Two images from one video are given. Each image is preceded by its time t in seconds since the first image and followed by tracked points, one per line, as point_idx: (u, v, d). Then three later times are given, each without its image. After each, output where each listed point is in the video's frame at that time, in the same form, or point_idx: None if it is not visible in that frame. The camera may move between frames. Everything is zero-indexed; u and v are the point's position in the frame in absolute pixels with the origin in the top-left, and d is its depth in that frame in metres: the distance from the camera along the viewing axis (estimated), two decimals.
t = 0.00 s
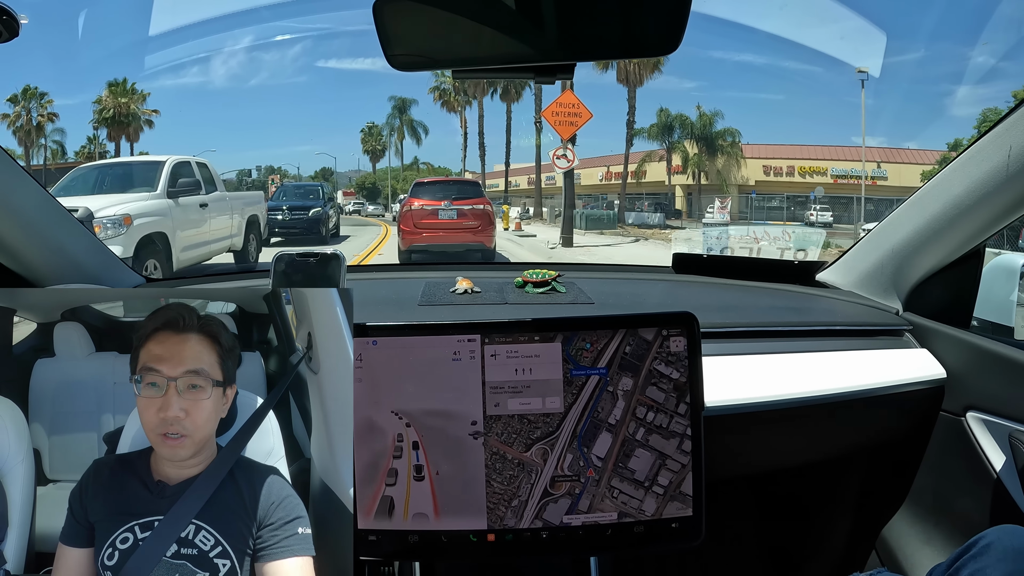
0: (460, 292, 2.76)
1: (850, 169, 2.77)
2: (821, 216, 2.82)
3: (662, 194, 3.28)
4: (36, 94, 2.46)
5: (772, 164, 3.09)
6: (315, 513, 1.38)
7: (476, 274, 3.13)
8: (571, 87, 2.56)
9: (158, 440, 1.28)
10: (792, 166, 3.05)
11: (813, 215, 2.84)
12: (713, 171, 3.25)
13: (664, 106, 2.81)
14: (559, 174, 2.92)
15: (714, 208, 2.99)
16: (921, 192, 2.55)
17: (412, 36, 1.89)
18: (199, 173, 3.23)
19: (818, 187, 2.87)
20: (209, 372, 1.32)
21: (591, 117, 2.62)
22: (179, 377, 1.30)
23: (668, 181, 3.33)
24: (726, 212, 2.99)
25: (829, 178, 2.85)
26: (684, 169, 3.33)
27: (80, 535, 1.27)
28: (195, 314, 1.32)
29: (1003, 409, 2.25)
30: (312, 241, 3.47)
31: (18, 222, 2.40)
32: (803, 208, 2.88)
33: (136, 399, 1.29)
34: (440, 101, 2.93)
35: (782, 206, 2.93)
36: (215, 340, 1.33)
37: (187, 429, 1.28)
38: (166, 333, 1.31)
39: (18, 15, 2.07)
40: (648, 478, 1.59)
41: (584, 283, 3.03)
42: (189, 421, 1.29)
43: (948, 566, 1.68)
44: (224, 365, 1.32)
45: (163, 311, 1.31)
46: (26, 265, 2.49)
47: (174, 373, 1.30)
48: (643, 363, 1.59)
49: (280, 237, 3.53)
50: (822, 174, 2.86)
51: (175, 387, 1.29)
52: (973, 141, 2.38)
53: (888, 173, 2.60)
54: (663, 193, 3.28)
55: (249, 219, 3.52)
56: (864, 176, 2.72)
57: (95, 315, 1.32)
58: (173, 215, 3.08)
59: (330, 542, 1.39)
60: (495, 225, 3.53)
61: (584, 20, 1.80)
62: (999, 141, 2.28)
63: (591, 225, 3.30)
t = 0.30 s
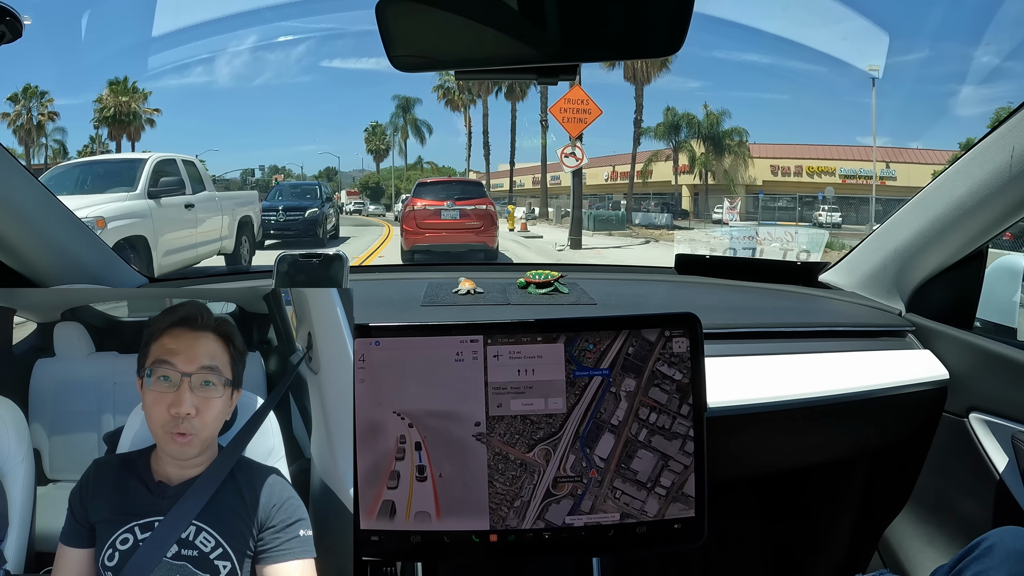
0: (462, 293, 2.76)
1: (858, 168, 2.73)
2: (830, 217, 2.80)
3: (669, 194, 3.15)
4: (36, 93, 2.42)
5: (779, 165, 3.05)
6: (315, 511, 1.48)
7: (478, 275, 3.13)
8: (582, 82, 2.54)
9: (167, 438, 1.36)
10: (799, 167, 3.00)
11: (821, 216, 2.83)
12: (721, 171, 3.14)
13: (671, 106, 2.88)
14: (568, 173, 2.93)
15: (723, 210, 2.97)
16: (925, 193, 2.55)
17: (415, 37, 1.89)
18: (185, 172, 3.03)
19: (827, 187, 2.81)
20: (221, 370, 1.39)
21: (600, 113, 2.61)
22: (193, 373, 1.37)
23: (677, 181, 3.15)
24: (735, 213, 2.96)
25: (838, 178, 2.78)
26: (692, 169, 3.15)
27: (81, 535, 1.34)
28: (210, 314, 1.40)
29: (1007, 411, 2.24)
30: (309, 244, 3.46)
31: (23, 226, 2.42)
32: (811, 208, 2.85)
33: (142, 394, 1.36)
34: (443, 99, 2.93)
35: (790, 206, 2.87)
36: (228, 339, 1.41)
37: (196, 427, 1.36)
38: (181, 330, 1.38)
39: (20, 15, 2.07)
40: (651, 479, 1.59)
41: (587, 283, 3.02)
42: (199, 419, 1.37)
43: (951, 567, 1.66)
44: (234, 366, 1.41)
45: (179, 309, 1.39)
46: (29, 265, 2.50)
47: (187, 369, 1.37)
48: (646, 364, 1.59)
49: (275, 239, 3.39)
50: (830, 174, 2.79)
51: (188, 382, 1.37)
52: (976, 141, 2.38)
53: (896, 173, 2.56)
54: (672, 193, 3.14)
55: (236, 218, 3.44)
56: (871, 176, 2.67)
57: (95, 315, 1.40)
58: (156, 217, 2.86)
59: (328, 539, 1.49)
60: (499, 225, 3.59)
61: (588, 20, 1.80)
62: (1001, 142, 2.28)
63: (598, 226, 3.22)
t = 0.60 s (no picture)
0: (465, 293, 2.76)
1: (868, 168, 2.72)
2: (839, 218, 2.76)
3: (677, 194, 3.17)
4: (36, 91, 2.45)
5: (786, 164, 3.00)
6: (314, 510, 1.52)
7: (481, 275, 3.13)
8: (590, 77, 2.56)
9: (165, 436, 1.36)
10: (808, 167, 2.94)
11: (831, 217, 2.78)
12: (727, 171, 3.06)
13: (678, 103, 2.87)
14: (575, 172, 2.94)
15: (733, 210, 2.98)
16: (928, 193, 2.54)
17: (418, 37, 1.90)
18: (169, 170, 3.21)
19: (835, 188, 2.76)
20: (224, 375, 1.38)
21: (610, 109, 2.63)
22: (196, 378, 1.36)
23: (682, 181, 3.16)
24: (744, 213, 2.97)
25: (847, 179, 2.76)
26: (699, 168, 3.12)
27: (83, 535, 1.34)
28: (217, 318, 1.40)
29: (1011, 412, 2.23)
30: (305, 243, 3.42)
31: (23, 222, 2.41)
32: (818, 208, 2.82)
33: (149, 392, 1.37)
34: (447, 98, 2.93)
35: (799, 205, 2.89)
36: (232, 345, 1.41)
37: (197, 429, 1.36)
38: (188, 334, 1.37)
39: (24, 16, 2.08)
40: (653, 480, 1.59)
41: (590, 284, 3.02)
42: (201, 422, 1.37)
43: (954, 568, 1.64)
44: (236, 373, 1.41)
45: (186, 314, 1.39)
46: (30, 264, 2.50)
47: (191, 374, 1.36)
48: (648, 364, 1.59)
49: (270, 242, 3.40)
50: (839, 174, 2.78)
51: (191, 387, 1.35)
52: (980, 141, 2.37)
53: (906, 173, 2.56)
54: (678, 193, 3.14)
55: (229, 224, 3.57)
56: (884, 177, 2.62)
57: (94, 315, 1.43)
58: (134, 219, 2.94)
59: (327, 538, 1.54)
60: (503, 224, 3.60)
61: (592, 21, 1.80)
62: (1006, 141, 2.27)
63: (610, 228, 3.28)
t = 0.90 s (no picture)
0: (468, 293, 2.77)
1: (875, 168, 2.63)
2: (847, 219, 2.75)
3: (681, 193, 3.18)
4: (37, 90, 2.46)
5: (795, 164, 2.95)
6: (314, 508, 1.52)
7: (484, 275, 3.13)
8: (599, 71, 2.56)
9: (162, 443, 1.38)
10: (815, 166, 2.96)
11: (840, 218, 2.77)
12: (734, 171, 3.04)
13: (684, 103, 2.89)
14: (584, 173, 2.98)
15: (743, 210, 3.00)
16: (931, 193, 2.54)
17: (420, 37, 1.89)
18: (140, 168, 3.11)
19: (842, 188, 2.77)
20: (219, 382, 1.40)
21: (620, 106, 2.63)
22: (190, 386, 1.38)
23: (688, 180, 3.18)
24: (753, 214, 2.99)
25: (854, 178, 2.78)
26: (705, 169, 3.13)
27: (83, 535, 1.37)
28: (210, 318, 1.42)
29: (1014, 412, 2.23)
30: (303, 245, 3.44)
31: (28, 223, 2.42)
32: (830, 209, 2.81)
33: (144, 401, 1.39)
34: (451, 97, 2.94)
35: (807, 206, 2.98)
36: (227, 347, 1.43)
37: (194, 435, 1.38)
38: (181, 340, 1.40)
39: (27, 16, 2.09)
40: (656, 480, 1.60)
41: (593, 283, 3.03)
42: (198, 429, 1.38)
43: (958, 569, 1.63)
44: (232, 376, 1.42)
45: (179, 318, 1.41)
46: (34, 263, 2.51)
47: (185, 382, 1.38)
48: (651, 364, 1.59)
49: (263, 243, 3.52)
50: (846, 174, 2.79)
51: (185, 395, 1.38)
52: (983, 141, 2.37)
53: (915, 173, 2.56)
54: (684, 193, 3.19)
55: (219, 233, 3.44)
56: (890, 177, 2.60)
57: (94, 315, 1.46)
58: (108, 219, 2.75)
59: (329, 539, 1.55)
60: (507, 224, 3.57)
61: (594, 20, 1.80)
62: (1009, 141, 2.27)
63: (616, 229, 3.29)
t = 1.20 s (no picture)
0: (470, 293, 2.76)
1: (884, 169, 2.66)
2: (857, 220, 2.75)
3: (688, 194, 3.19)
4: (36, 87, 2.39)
5: (802, 163, 3.04)
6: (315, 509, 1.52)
7: (486, 275, 3.13)
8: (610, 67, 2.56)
9: (161, 437, 1.38)
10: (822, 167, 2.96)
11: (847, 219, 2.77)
12: (740, 171, 3.17)
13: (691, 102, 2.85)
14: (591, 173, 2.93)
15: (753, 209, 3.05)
16: (934, 193, 2.53)
17: (422, 37, 1.89)
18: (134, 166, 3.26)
19: (854, 189, 2.77)
20: (215, 373, 1.39)
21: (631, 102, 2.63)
22: (185, 376, 1.37)
23: (695, 181, 3.17)
24: (762, 214, 3.05)
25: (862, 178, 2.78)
26: (711, 168, 3.17)
27: (84, 533, 1.37)
28: (202, 313, 1.42)
29: (1017, 413, 2.23)
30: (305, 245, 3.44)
31: (25, 218, 2.41)
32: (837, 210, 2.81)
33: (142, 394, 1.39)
34: (454, 96, 2.93)
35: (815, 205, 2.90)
36: (222, 339, 1.42)
37: (191, 427, 1.38)
38: (175, 333, 1.39)
39: (30, 17, 2.09)
40: (657, 481, 1.59)
41: (595, 284, 3.02)
42: (194, 420, 1.38)
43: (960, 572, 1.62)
44: (228, 368, 1.42)
45: (173, 312, 1.40)
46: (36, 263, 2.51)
47: (180, 373, 1.37)
48: (654, 365, 1.59)
49: (258, 246, 3.49)
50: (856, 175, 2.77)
51: (180, 386, 1.37)
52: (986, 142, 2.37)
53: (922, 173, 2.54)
54: (691, 193, 3.18)
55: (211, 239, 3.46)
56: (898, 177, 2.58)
57: (94, 315, 1.46)
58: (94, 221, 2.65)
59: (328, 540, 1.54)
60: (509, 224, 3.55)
61: (597, 20, 1.80)
62: (1011, 142, 2.26)
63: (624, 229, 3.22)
